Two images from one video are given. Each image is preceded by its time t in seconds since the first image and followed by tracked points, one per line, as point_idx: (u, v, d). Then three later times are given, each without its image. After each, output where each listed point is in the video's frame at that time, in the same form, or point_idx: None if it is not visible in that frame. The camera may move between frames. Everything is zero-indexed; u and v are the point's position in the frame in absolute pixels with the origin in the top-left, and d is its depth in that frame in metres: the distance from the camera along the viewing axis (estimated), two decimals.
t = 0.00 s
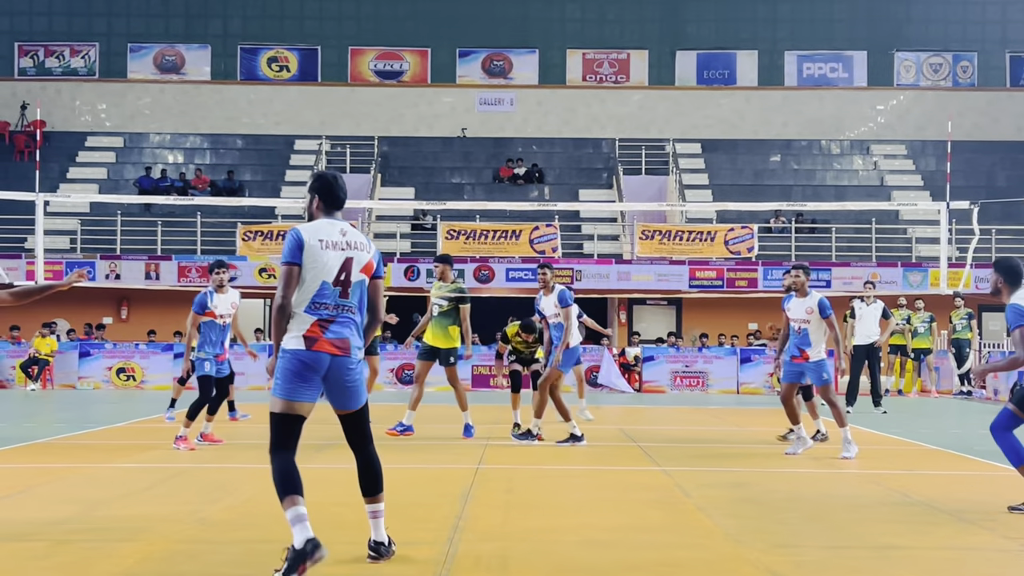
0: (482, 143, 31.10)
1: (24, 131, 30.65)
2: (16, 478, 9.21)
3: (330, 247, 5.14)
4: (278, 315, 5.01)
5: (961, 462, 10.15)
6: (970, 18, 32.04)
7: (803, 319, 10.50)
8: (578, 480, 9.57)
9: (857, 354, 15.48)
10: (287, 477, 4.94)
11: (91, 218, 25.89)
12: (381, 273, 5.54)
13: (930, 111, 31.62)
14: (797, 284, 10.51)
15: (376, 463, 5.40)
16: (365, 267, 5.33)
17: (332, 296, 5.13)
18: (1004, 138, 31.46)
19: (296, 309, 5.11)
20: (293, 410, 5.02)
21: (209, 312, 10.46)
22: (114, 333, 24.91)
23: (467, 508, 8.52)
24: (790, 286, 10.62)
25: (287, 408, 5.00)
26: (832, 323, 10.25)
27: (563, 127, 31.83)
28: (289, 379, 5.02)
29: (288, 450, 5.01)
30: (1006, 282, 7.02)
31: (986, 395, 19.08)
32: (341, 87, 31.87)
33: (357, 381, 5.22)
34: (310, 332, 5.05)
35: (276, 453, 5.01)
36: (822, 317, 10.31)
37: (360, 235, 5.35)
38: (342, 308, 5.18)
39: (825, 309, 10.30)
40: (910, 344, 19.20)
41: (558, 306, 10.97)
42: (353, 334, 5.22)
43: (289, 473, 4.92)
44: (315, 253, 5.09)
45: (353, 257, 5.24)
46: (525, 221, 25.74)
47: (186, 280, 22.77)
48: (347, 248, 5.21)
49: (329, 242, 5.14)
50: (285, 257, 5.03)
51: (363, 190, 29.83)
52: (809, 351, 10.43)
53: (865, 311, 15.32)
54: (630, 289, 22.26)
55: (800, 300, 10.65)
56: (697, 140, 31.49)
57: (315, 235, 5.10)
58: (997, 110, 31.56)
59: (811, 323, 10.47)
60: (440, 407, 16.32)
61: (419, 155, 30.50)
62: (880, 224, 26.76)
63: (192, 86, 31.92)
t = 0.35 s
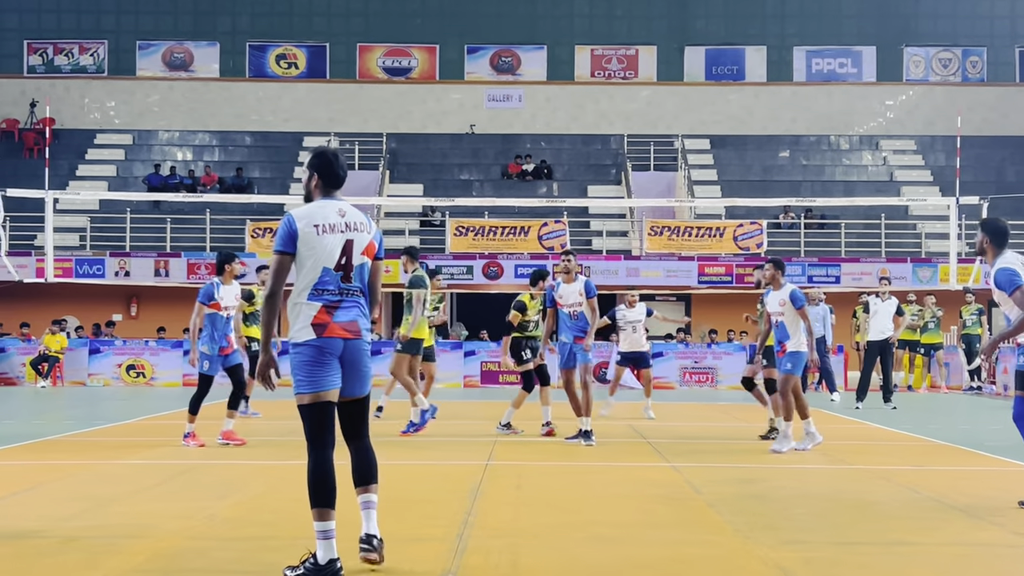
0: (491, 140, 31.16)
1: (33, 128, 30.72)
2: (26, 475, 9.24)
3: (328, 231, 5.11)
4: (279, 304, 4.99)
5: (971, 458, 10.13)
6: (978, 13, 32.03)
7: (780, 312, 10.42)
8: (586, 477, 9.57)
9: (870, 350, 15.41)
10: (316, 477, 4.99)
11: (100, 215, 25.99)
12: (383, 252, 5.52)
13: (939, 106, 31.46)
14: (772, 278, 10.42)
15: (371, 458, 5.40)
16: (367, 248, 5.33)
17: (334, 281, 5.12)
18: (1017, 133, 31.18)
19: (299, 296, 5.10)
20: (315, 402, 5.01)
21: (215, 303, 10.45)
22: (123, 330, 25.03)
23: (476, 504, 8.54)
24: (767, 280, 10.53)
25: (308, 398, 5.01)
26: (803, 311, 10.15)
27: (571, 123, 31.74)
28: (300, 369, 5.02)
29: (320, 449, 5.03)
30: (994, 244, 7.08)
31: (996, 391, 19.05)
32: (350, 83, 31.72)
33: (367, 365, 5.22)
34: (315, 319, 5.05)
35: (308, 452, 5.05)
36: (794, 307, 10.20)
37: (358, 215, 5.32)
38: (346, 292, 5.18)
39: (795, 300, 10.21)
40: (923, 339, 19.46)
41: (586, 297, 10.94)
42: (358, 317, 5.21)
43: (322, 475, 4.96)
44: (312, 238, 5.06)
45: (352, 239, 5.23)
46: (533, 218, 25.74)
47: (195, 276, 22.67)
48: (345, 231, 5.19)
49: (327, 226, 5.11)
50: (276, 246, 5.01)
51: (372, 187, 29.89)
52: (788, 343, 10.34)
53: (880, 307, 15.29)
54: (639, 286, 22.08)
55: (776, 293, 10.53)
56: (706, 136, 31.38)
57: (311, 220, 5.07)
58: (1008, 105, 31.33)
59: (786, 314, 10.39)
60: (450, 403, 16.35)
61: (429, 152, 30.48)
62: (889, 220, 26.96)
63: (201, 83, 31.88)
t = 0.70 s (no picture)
0: (502, 132, 31.21)
1: (45, 122, 30.81)
2: (40, 468, 9.27)
3: (351, 224, 5.10)
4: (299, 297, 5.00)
5: (986, 449, 10.10)
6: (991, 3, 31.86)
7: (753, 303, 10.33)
8: (598, 469, 9.57)
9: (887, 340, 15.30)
10: (330, 472, 5.06)
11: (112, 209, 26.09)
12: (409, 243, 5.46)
13: (952, 96, 31.43)
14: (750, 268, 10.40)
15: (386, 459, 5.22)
16: (390, 240, 5.28)
17: (355, 274, 5.12)
18: None
19: (319, 288, 5.11)
20: (330, 395, 5.05)
21: (248, 294, 10.39)
22: (136, 323, 25.17)
23: (488, 496, 8.54)
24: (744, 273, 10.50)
25: (323, 389, 5.04)
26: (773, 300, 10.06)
27: (582, 115, 31.86)
28: (317, 360, 5.05)
29: (333, 442, 5.08)
30: (978, 229, 7.26)
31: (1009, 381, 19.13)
32: (361, 76, 31.90)
33: (385, 358, 5.19)
34: (332, 312, 5.07)
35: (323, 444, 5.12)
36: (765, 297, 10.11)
37: (382, 206, 5.28)
38: (366, 284, 5.16)
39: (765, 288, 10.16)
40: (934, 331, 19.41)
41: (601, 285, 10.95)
42: (378, 309, 5.20)
43: (335, 469, 5.04)
44: (334, 232, 5.06)
45: (375, 231, 5.20)
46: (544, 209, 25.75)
47: (207, 270, 22.88)
48: (367, 223, 5.17)
49: (349, 218, 5.11)
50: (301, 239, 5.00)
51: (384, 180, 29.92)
52: (759, 335, 10.16)
53: (899, 299, 15.19)
54: (650, 277, 22.14)
55: (752, 284, 10.51)
56: (717, 128, 31.44)
57: (333, 213, 5.07)
58: (1019, 95, 31.34)
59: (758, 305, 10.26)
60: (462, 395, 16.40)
61: (440, 144, 30.65)
62: (902, 210, 26.99)
63: (212, 76, 32.02)
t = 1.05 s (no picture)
0: (517, 118, 31.11)
1: (61, 110, 30.89)
2: (58, 454, 9.32)
3: (371, 210, 5.10)
4: (320, 284, 5.04)
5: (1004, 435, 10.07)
6: None
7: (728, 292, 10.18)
8: (612, 455, 9.57)
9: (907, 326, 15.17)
10: (349, 456, 5.06)
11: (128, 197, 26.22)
12: (434, 228, 5.39)
13: (968, 81, 31.21)
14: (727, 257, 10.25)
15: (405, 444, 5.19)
16: (412, 226, 5.22)
17: (378, 261, 5.12)
18: None
19: (342, 275, 5.13)
20: (350, 381, 5.06)
21: (293, 279, 10.39)
22: (152, 311, 25.34)
23: (504, 482, 8.55)
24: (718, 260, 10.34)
25: (344, 376, 5.05)
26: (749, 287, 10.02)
27: (597, 102, 31.79)
28: (339, 347, 5.07)
29: (351, 426, 5.07)
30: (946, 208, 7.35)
31: None
32: (374, 63, 31.98)
33: (407, 345, 5.17)
34: (354, 299, 5.07)
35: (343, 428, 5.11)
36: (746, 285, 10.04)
37: (404, 192, 5.23)
38: (389, 272, 5.16)
39: (744, 274, 10.10)
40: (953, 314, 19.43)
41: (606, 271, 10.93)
42: (402, 296, 5.19)
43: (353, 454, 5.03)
44: (354, 218, 5.07)
45: (396, 217, 5.16)
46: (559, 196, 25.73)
47: (223, 257, 22.89)
48: (389, 209, 5.14)
49: (369, 205, 5.10)
50: (322, 226, 5.06)
51: (398, 167, 29.92)
52: (737, 325, 10.05)
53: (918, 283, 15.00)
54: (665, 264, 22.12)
55: (729, 272, 10.31)
56: (733, 113, 31.32)
57: (353, 199, 5.07)
58: None
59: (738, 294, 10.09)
60: (478, 381, 16.46)
61: (454, 131, 30.51)
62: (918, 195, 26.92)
63: (227, 64, 32.01)
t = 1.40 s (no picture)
0: (527, 107, 31.19)
1: (72, 101, 30.99)
2: (70, 444, 9.35)
3: (384, 202, 5.06)
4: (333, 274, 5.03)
5: (1016, 423, 10.05)
6: None
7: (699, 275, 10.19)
8: (622, 444, 9.57)
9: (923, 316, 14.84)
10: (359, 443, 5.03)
11: (139, 187, 26.27)
12: (447, 220, 5.36)
13: (980, 69, 31.13)
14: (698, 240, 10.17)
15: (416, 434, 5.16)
16: (425, 218, 5.19)
17: (391, 252, 5.09)
18: None
19: (355, 266, 5.11)
20: (362, 371, 5.03)
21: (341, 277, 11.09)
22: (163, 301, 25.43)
23: (514, 472, 8.54)
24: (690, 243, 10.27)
25: (356, 366, 5.02)
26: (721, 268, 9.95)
27: (607, 91, 31.74)
28: (351, 337, 5.05)
29: (361, 414, 5.05)
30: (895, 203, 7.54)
31: None
32: (384, 53, 31.94)
33: (418, 334, 5.15)
34: (367, 289, 5.05)
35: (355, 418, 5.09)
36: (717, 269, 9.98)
37: (418, 184, 5.20)
38: (402, 263, 5.12)
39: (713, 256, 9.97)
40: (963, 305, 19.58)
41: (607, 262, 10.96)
42: (414, 287, 5.16)
43: (363, 442, 5.00)
44: (367, 209, 5.05)
45: (409, 209, 5.12)
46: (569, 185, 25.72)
47: (234, 247, 22.93)
48: (402, 201, 5.10)
49: (383, 196, 5.07)
50: (336, 218, 5.04)
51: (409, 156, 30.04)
52: (703, 307, 10.07)
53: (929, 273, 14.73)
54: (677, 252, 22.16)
55: (697, 256, 10.22)
56: (743, 102, 31.35)
57: (367, 191, 5.04)
58: None
59: (707, 277, 10.14)
60: (489, 371, 16.48)
61: (464, 121, 30.75)
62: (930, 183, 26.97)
63: (237, 54, 32.05)
